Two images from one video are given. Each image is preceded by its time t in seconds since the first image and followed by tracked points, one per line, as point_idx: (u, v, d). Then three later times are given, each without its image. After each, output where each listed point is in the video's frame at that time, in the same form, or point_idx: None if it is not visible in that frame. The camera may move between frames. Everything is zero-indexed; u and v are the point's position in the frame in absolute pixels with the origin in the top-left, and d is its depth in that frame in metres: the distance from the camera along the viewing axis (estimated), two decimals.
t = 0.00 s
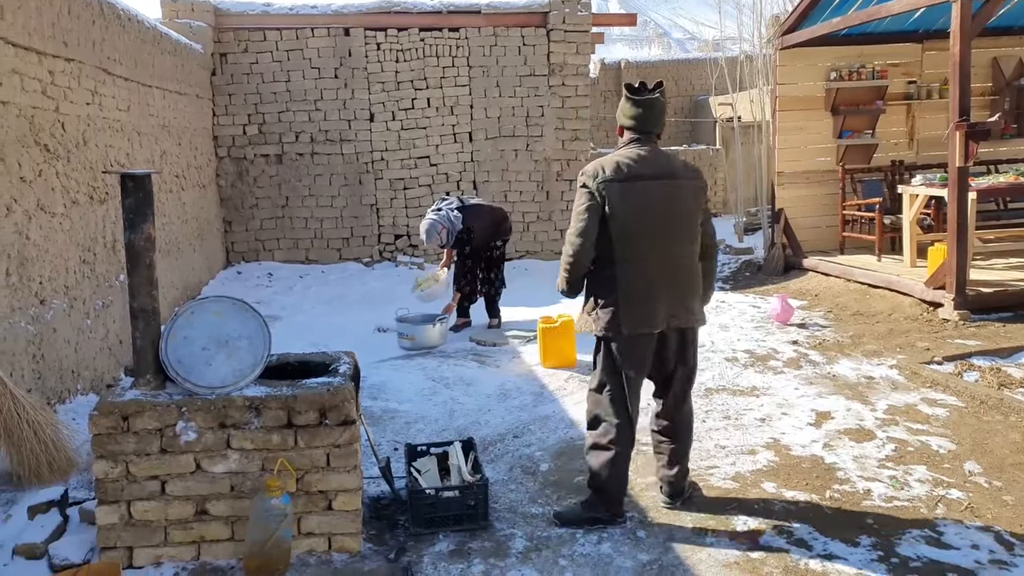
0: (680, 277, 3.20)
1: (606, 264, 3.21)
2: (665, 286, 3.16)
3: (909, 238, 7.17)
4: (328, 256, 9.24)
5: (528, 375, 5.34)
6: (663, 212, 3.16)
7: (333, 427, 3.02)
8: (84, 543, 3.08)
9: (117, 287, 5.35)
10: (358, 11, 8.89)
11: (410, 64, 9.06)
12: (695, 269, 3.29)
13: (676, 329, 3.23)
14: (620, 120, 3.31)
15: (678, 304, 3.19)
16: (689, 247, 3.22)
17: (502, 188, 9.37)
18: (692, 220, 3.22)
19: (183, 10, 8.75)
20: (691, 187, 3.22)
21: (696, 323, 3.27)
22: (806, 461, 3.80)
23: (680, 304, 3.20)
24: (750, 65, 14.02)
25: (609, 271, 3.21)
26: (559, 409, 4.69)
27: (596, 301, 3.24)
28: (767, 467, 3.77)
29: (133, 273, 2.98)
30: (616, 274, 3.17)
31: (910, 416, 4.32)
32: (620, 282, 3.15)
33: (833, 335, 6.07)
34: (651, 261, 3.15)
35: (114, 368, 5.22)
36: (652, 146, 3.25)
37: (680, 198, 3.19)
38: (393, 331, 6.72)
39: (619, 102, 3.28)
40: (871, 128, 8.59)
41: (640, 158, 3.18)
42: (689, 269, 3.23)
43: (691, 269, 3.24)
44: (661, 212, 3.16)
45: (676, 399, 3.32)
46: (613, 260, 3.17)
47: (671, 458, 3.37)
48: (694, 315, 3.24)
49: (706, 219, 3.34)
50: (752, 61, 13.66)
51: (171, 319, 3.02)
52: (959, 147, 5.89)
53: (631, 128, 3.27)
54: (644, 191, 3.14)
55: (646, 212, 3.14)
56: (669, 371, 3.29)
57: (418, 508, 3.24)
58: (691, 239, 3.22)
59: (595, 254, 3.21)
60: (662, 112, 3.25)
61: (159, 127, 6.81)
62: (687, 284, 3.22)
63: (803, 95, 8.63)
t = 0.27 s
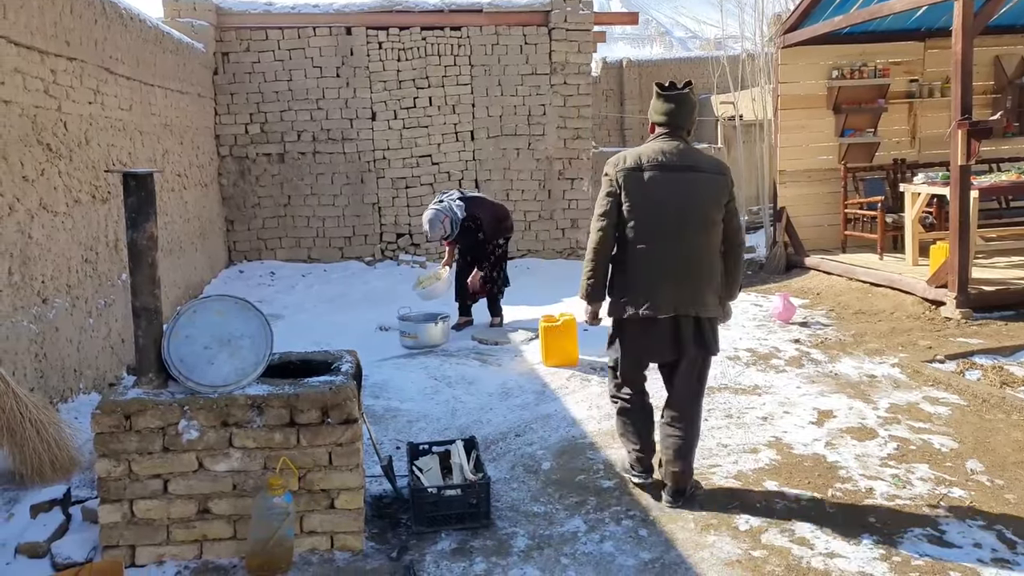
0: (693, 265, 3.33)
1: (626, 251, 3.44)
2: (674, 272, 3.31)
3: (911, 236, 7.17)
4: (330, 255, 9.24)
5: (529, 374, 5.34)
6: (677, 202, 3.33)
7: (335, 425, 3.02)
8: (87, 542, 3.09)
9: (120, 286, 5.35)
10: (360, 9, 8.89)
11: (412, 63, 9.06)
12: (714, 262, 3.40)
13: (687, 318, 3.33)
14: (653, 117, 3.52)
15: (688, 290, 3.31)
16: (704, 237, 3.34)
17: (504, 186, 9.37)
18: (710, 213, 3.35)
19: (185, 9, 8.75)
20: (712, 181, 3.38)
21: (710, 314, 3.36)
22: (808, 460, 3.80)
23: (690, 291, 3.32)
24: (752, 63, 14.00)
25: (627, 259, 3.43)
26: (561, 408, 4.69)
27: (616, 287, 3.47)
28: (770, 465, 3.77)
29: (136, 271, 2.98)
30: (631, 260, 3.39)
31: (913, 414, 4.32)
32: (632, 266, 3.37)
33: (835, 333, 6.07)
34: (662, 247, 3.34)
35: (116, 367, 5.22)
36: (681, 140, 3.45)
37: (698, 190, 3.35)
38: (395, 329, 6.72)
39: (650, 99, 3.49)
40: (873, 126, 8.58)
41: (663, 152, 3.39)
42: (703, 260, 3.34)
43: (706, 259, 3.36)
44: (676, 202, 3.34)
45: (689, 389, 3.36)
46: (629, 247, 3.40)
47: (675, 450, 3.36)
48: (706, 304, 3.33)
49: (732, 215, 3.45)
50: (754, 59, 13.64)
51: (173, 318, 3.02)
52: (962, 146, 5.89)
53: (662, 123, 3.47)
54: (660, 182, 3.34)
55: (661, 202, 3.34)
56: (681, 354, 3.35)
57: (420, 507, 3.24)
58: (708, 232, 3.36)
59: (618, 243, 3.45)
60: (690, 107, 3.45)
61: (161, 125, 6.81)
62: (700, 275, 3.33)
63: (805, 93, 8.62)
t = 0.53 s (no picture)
0: (696, 268, 3.40)
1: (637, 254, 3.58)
2: (676, 274, 3.41)
3: (913, 234, 7.17)
4: (331, 254, 9.24)
5: (531, 373, 5.34)
6: (682, 208, 3.41)
7: (337, 424, 3.03)
8: (89, 541, 3.09)
9: (122, 286, 5.36)
10: (361, 9, 8.90)
11: (414, 62, 9.06)
12: (721, 265, 3.45)
13: (690, 316, 3.42)
14: (669, 130, 3.61)
15: (690, 292, 3.40)
16: (707, 240, 3.40)
17: (506, 185, 9.37)
18: (715, 217, 3.40)
19: (187, 8, 8.76)
20: (719, 188, 3.42)
21: (714, 314, 3.42)
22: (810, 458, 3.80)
23: (692, 292, 3.40)
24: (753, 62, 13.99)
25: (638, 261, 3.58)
26: (563, 407, 4.69)
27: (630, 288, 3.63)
28: (772, 464, 3.77)
29: (138, 270, 2.98)
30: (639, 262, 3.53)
31: (914, 413, 4.32)
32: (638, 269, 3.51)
33: (836, 332, 6.07)
34: (666, 251, 3.44)
35: (118, 366, 5.23)
36: (693, 151, 3.53)
37: (704, 197, 3.41)
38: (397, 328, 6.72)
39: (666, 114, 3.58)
40: (874, 125, 8.56)
41: (671, 161, 3.49)
42: (707, 263, 3.41)
43: (710, 262, 3.42)
44: (680, 208, 3.42)
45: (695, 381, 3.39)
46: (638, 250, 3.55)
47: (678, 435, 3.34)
48: (709, 305, 3.41)
49: (744, 220, 3.47)
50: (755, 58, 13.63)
51: (176, 317, 3.03)
52: (964, 144, 5.88)
53: (676, 135, 3.56)
54: (665, 189, 3.45)
55: (665, 208, 3.44)
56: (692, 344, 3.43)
57: (423, 506, 3.24)
58: (714, 236, 3.42)
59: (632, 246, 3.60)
60: (702, 119, 3.51)
61: (163, 125, 6.81)
62: (703, 277, 3.40)
63: (807, 92, 8.62)
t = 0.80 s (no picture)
0: (703, 248, 3.74)
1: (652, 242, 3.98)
2: (683, 255, 3.76)
3: (914, 233, 7.16)
4: (333, 254, 9.25)
5: (533, 372, 5.34)
6: (687, 194, 3.80)
7: (339, 423, 3.03)
8: (91, 541, 3.09)
9: (123, 285, 5.36)
10: (363, 8, 8.90)
11: (415, 62, 9.07)
12: (727, 246, 3.77)
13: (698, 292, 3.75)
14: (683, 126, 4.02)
15: (696, 270, 3.73)
16: (711, 223, 3.75)
17: (508, 184, 9.37)
18: (719, 201, 3.76)
19: (189, 8, 8.76)
20: (723, 175, 3.78)
21: (721, 290, 3.73)
22: (812, 457, 3.80)
23: (699, 269, 3.72)
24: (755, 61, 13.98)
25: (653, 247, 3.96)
26: (565, 406, 4.70)
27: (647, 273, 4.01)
28: (773, 463, 3.77)
29: (140, 270, 2.99)
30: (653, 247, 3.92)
31: (916, 412, 4.32)
32: (650, 253, 3.89)
33: (838, 331, 6.06)
34: (674, 234, 3.81)
35: (120, 366, 5.23)
36: (703, 142, 3.91)
37: (708, 184, 3.78)
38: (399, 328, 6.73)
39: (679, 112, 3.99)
40: (875, 124, 8.55)
41: (680, 152, 3.90)
42: (713, 244, 3.74)
43: (715, 243, 3.74)
44: (686, 194, 3.80)
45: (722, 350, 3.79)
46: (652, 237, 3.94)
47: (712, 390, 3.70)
48: (715, 281, 3.71)
49: (749, 205, 3.79)
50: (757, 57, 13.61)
51: (177, 316, 3.03)
52: (965, 143, 5.87)
53: (689, 130, 3.97)
54: (672, 177, 3.85)
55: (673, 195, 3.84)
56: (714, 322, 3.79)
57: (424, 505, 3.25)
58: (718, 219, 3.77)
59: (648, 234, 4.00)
60: (710, 113, 3.89)
61: (165, 125, 6.82)
62: (709, 256, 3.73)
63: (808, 91, 8.62)
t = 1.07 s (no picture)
0: (715, 240, 3.88)
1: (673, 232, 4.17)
2: (695, 246, 3.92)
3: (916, 233, 7.16)
4: (335, 253, 9.26)
5: (535, 371, 5.35)
6: (703, 188, 3.95)
7: (341, 423, 3.03)
8: (94, 540, 3.10)
9: (125, 285, 5.37)
10: (364, 8, 8.90)
11: (416, 61, 9.07)
12: (741, 240, 3.89)
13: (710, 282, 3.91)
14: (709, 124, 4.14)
15: (707, 261, 3.89)
16: (724, 218, 3.88)
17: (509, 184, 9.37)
18: (733, 197, 3.88)
19: (190, 8, 8.75)
20: (739, 172, 3.89)
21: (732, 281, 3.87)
22: (814, 456, 3.80)
23: (709, 260, 3.88)
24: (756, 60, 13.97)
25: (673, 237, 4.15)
26: (567, 405, 4.70)
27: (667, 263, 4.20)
28: (775, 462, 3.77)
29: (142, 270, 2.99)
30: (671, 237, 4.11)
31: (918, 411, 4.32)
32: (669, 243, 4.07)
33: (840, 330, 6.06)
34: (689, 225, 3.97)
35: (122, 365, 5.24)
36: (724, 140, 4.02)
37: (724, 179, 3.90)
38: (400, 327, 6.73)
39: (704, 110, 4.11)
40: (877, 123, 8.54)
41: (701, 149, 4.03)
42: (726, 236, 3.88)
43: (727, 237, 3.87)
44: (702, 189, 3.95)
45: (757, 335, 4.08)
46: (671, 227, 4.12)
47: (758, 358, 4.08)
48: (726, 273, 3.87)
49: (765, 201, 3.88)
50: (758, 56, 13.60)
51: (180, 316, 3.03)
52: (966, 142, 5.86)
53: (713, 128, 4.09)
54: (690, 172, 4.01)
55: (690, 189, 3.99)
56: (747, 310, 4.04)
57: (426, 504, 3.25)
58: (733, 214, 3.88)
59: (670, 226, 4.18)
60: (733, 111, 4.00)
61: (166, 124, 6.83)
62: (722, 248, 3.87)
63: (810, 90, 8.62)
